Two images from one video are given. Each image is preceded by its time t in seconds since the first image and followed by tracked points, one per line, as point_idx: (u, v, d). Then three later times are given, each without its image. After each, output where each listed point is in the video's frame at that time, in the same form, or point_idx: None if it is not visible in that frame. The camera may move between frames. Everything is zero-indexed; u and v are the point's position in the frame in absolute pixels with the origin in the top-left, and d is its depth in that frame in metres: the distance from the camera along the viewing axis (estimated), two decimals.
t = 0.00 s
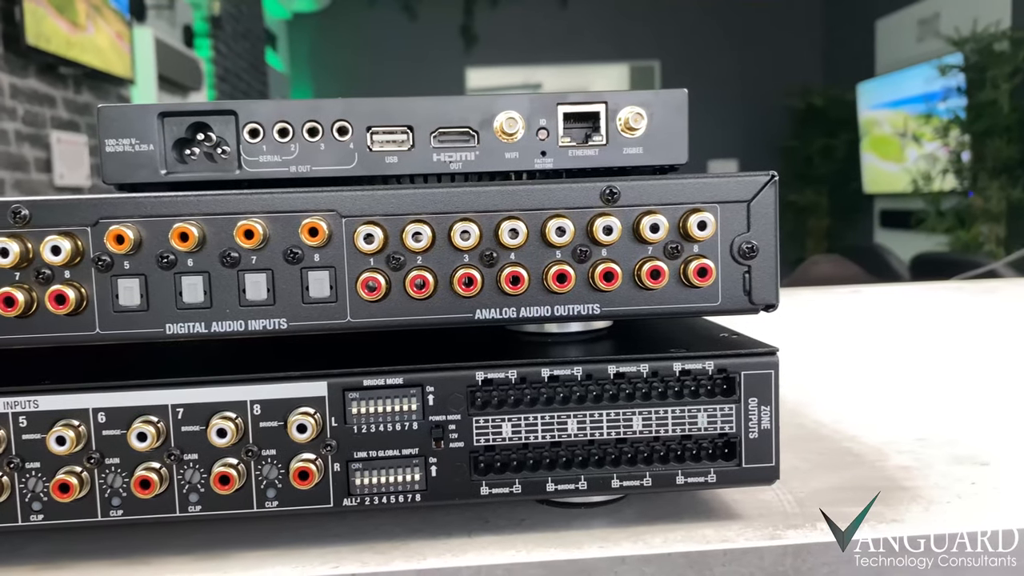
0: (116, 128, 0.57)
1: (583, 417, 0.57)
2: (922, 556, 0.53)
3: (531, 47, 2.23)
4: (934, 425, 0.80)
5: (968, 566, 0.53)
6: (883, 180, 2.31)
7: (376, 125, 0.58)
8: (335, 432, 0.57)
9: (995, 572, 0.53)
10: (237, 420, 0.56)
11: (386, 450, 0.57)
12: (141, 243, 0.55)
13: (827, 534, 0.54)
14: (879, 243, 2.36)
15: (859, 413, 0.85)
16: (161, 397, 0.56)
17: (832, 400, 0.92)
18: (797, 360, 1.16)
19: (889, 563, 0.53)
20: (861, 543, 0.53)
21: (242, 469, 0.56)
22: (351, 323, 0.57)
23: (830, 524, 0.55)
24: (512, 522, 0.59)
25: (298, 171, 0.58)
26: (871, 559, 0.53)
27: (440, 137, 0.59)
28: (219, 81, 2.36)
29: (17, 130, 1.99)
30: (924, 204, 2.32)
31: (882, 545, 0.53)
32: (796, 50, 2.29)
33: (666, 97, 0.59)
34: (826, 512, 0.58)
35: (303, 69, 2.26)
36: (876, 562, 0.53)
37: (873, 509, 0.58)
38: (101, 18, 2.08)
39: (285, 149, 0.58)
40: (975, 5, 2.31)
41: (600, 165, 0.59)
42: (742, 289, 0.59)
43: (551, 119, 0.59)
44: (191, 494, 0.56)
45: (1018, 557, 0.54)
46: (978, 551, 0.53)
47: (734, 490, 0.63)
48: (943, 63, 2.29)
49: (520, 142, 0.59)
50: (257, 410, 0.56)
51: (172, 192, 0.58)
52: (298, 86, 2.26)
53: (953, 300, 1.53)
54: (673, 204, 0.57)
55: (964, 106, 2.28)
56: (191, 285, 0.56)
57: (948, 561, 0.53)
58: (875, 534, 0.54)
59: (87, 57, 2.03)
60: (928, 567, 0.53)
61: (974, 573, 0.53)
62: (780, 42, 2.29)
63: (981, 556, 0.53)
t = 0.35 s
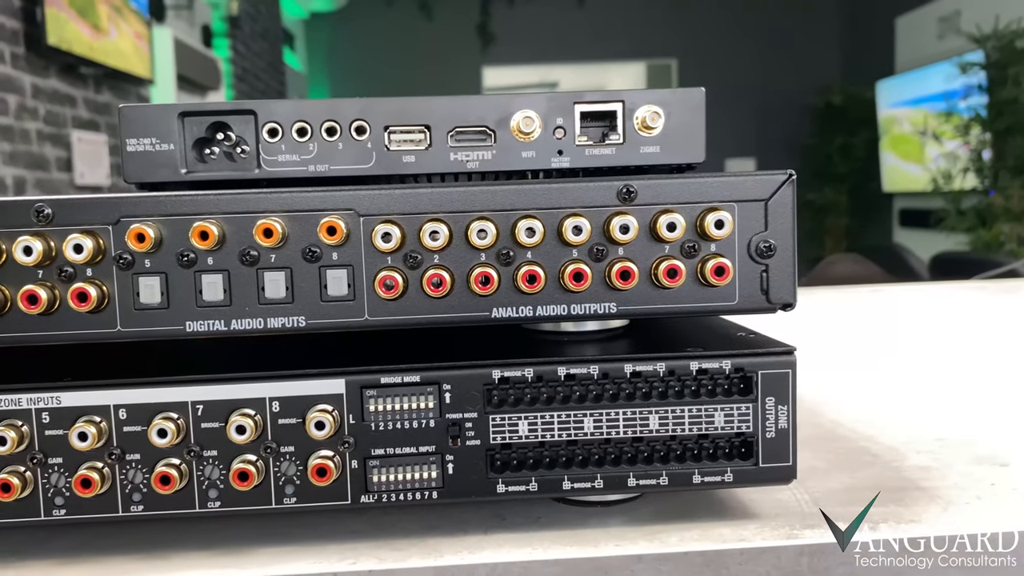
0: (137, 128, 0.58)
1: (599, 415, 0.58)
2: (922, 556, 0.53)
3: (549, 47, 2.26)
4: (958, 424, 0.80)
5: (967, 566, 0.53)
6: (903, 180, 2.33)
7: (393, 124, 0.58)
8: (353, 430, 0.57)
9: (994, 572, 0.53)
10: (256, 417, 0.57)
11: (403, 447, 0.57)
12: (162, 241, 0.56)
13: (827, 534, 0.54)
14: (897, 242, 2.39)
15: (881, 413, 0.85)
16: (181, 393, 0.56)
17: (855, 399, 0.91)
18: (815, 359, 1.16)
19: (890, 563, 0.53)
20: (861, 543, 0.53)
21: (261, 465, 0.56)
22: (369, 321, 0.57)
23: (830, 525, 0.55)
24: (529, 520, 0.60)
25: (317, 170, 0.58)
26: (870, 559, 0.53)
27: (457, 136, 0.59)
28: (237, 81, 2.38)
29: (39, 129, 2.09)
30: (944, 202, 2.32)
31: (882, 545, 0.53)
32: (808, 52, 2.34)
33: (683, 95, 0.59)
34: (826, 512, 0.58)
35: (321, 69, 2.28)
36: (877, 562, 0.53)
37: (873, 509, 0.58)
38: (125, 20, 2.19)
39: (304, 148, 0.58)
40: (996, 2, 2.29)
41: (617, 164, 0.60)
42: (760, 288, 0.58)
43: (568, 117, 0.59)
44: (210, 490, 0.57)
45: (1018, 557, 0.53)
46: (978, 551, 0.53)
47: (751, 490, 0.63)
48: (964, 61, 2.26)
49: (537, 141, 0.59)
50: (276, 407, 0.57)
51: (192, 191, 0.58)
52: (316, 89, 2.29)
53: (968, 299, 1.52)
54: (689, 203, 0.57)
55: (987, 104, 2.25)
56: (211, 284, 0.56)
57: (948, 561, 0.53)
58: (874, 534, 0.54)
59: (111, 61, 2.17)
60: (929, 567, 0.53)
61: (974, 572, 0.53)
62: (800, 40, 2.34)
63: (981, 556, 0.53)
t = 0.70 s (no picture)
0: (158, 128, 0.59)
1: (615, 414, 0.58)
2: (922, 556, 0.53)
3: (566, 48, 2.26)
4: (978, 424, 0.79)
5: (967, 566, 0.53)
6: (923, 181, 2.33)
7: (411, 123, 0.59)
8: (371, 427, 0.58)
9: (994, 572, 0.53)
10: (275, 414, 0.57)
11: (420, 444, 0.58)
12: (182, 239, 0.56)
13: (827, 534, 0.54)
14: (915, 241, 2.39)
15: (900, 412, 0.85)
16: (201, 390, 0.57)
17: (874, 399, 0.91)
18: (832, 359, 1.15)
19: (889, 563, 0.53)
20: (861, 543, 0.53)
21: (280, 462, 0.57)
22: (387, 319, 0.58)
23: (830, 524, 0.55)
24: (545, 517, 0.60)
25: (335, 169, 0.59)
26: (870, 559, 0.53)
27: (475, 135, 0.59)
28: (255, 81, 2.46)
29: (59, 129, 2.13)
30: (964, 202, 2.32)
31: (883, 545, 0.53)
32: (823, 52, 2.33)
33: (700, 94, 0.59)
34: (827, 513, 0.58)
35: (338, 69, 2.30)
36: (876, 562, 0.53)
37: (873, 509, 0.58)
38: (145, 22, 2.22)
39: (323, 148, 0.59)
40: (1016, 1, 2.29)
41: (634, 163, 0.60)
42: (778, 286, 0.58)
43: (585, 116, 0.59)
44: (230, 486, 0.57)
45: (1018, 557, 0.53)
46: (978, 551, 0.53)
47: (767, 489, 0.63)
48: (985, 59, 2.27)
49: (554, 140, 0.59)
50: (295, 404, 0.57)
51: (212, 189, 0.59)
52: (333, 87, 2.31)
53: (988, 299, 1.51)
54: (707, 201, 0.57)
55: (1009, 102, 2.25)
56: (231, 281, 0.57)
57: (948, 561, 0.53)
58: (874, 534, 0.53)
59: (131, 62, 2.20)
60: (928, 567, 0.53)
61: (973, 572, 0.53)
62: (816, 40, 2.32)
63: (981, 556, 0.53)
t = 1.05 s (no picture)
0: (180, 127, 0.59)
1: (633, 413, 0.58)
2: (922, 556, 0.53)
3: (587, 48, 2.33)
4: (997, 423, 0.79)
5: (967, 566, 0.53)
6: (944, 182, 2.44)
7: (430, 123, 0.59)
8: (389, 424, 0.58)
9: (994, 572, 0.53)
10: (295, 410, 0.58)
11: (438, 441, 0.58)
12: (204, 238, 0.57)
13: (827, 535, 0.54)
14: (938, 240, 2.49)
15: (918, 412, 0.85)
16: (222, 387, 0.57)
17: (892, 399, 0.91)
18: (849, 358, 1.15)
19: (889, 563, 0.53)
20: (860, 543, 0.53)
21: (300, 458, 0.57)
22: (405, 317, 0.58)
23: (830, 525, 0.55)
24: (562, 516, 0.60)
25: (355, 169, 0.59)
26: (870, 559, 0.53)
27: (493, 134, 0.60)
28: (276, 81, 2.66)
29: (80, 128, 2.19)
30: (986, 202, 2.41)
31: (883, 545, 0.53)
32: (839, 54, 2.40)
33: (718, 93, 0.59)
34: (828, 514, 0.58)
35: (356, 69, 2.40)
36: (876, 562, 0.53)
37: (873, 509, 0.58)
38: (166, 24, 2.31)
39: (342, 147, 0.59)
40: None
41: (652, 162, 0.60)
42: (795, 286, 0.58)
43: (603, 115, 0.59)
44: (249, 482, 0.58)
45: (1019, 557, 0.53)
46: (978, 551, 0.53)
47: (784, 489, 0.63)
48: (1007, 57, 2.31)
49: (572, 139, 0.59)
50: (314, 400, 0.58)
51: (233, 188, 0.59)
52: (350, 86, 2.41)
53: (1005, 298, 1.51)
54: (725, 201, 0.57)
55: None
56: (252, 279, 0.57)
57: (948, 561, 0.53)
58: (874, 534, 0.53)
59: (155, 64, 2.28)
60: (929, 567, 0.53)
61: (973, 572, 0.53)
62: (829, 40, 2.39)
63: (981, 556, 0.53)
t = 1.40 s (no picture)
0: (202, 127, 0.60)
1: (650, 412, 0.58)
2: (922, 556, 0.53)
3: (603, 49, 2.25)
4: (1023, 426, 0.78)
5: (967, 566, 0.52)
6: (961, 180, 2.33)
7: (449, 122, 0.59)
8: (408, 421, 0.58)
9: (994, 572, 0.52)
10: (315, 408, 0.58)
11: (456, 439, 0.58)
12: (226, 236, 0.57)
13: (827, 535, 0.54)
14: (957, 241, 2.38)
15: (940, 414, 0.84)
16: (242, 384, 0.58)
17: (911, 399, 0.91)
18: (868, 359, 1.15)
19: (889, 563, 0.53)
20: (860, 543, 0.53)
21: (319, 455, 0.58)
22: (424, 315, 0.59)
23: (830, 525, 0.56)
24: (580, 513, 0.60)
25: (374, 168, 0.60)
26: (870, 559, 0.53)
27: (511, 134, 0.60)
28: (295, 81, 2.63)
29: (102, 128, 2.27)
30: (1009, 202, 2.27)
31: (882, 545, 0.53)
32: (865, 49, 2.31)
33: (737, 93, 0.59)
34: (828, 514, 0.58)
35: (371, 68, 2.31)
36: (876, 562, 0.53)
37: (873, 509, 0.58)
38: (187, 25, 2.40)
39: (362, 146, 0.60)
40: None
41: (670, 162, 0.60)
42: (814, 286, 0.58)
43: (621, 115, 0.59)
44: (270, 478, 0.58)
45: (1019, 557, 0.52)
46: (978, 551, 0.52)
47: (801, 489, 0.63)
48: None
49: (591, 138, 0.59)
50: (334, 398, 0.58)
51: (255, 186, 0.60)
52: (368, 86, 2.32)
53: None
54: (743, 200, 0.57)
55: None
56: (273, 277, 0.58)
57: (948, 561, 0.52)
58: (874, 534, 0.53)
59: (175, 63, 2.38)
60: (929, 566, 0.53)
61: (973, 572, 0.52)
62: (858, 37, 2.32)
63: (981, 556, 0.52)
